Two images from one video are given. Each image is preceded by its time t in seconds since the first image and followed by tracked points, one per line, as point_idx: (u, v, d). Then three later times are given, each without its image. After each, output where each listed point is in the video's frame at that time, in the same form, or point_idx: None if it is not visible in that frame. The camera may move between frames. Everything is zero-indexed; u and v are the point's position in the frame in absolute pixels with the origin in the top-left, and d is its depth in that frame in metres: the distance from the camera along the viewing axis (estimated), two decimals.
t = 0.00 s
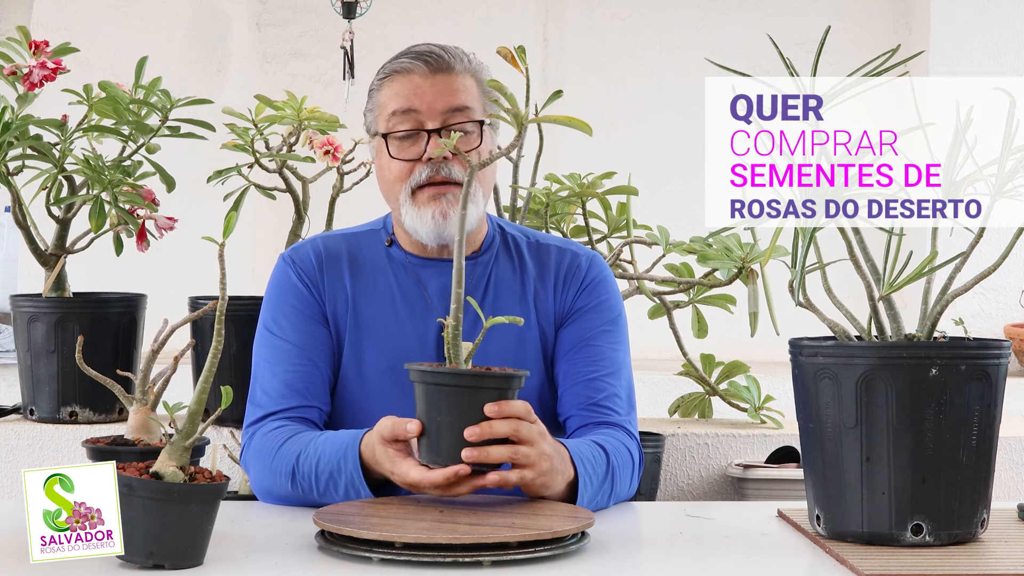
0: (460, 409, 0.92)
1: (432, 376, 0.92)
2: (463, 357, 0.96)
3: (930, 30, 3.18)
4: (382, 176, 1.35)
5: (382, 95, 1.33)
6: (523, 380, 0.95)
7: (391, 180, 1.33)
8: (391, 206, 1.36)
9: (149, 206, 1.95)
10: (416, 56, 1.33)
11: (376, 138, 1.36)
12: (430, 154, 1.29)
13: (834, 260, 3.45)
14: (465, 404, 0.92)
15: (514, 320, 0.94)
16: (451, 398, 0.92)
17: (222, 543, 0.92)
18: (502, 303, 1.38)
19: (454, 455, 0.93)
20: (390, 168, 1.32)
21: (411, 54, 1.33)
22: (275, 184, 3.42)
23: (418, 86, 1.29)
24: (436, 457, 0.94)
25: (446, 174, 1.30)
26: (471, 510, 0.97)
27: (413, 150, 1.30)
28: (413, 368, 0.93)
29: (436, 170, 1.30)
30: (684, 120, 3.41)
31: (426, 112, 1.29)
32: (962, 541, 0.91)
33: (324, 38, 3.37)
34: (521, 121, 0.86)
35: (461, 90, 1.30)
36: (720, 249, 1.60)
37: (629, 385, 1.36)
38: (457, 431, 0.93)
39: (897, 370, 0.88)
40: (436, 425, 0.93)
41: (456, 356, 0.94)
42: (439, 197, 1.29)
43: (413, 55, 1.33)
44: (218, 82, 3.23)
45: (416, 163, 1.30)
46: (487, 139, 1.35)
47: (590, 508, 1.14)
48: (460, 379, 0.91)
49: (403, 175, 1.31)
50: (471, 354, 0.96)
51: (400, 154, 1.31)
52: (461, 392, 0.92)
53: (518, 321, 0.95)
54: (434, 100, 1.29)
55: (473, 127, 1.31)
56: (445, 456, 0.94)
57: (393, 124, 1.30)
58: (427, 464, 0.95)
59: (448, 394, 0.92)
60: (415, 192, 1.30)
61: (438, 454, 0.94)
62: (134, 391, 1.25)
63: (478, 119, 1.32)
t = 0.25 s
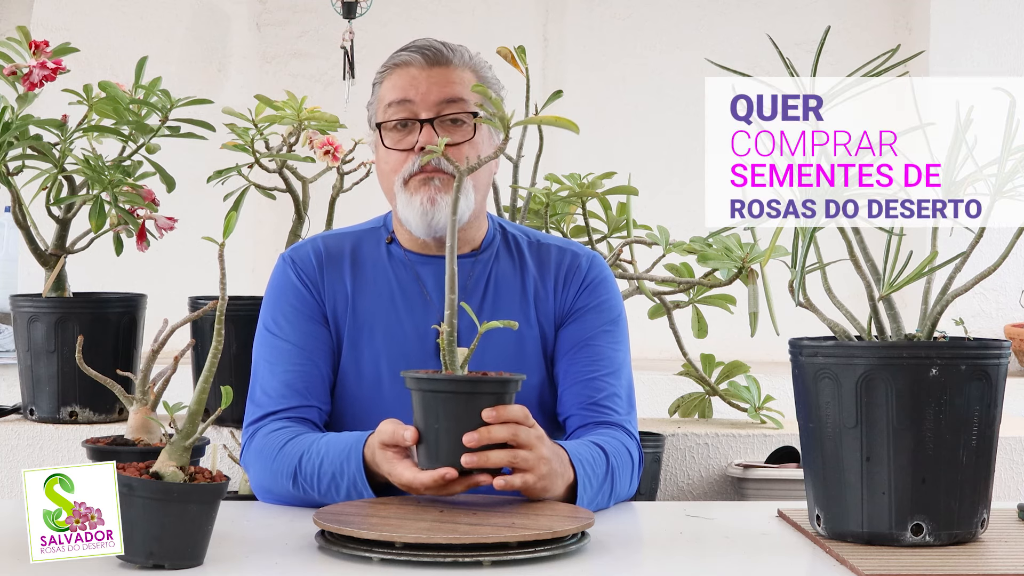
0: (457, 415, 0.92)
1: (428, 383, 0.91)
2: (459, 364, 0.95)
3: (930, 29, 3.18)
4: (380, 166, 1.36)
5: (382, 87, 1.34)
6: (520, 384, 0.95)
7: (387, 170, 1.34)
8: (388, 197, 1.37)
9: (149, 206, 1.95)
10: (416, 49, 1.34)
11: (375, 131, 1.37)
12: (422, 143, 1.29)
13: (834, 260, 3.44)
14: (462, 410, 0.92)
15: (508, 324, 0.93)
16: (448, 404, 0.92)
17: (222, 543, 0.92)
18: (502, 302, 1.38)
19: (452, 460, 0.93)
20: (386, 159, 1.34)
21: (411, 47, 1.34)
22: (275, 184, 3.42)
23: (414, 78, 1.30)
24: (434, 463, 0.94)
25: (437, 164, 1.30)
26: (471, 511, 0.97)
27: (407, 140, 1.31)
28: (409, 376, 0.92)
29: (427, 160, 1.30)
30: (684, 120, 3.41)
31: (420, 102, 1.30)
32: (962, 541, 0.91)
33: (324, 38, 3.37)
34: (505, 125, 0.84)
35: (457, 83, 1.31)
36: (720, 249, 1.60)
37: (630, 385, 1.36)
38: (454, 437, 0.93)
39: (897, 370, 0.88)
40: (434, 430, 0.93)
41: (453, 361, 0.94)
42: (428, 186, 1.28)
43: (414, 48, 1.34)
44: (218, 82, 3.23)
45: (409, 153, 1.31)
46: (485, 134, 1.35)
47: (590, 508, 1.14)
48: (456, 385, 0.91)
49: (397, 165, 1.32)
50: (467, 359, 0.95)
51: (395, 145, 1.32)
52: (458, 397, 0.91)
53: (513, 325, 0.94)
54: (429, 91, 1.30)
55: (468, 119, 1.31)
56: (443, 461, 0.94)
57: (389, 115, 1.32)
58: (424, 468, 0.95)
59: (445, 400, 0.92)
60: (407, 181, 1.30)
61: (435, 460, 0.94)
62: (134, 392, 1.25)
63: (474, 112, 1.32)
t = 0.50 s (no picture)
0: (453, 415, 0.92)
1: (425, 384, 0.91)
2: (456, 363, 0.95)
3: (930, 30, 3.18)
4: (379, 165, 1.36)
5: (382, 86, 1.34)
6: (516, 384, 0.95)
7: (386, 169, 1.34)
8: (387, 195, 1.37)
9: (149, 206, 1.95)
10: (416, 48, 1.34)
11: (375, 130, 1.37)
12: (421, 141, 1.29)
13: (834, 260, 3.44)
14: (459, 410, 0.92)
15: (505, 323, 0.92)
16: (446, 404, 0.91)
17: (222, 542, 0.92)
18: (502, 302, 1.38)
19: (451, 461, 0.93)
20: (385, 158, 1.33)
21: (411, 45, 1.34)
22: (275, 184, 3.42)
23: (414, 76, 1.30)
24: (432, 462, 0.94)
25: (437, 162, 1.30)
26: (471, 510, 0.97)
27: (406, 138, 1.31)
28: (406, 377, 0.92)
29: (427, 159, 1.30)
30: (684, 120, 3.41)
31: (419, 101, 1.30)
32: (962, 541, 0.91)
33: (324, 38, 3.37)
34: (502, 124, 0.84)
35: (456, 81, 1.31)
36: (720, 249, 1.60)
37: (630, 385, 1.36)
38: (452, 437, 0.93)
39: (897, 370, 0.88)
40: (432, 432, 0.93)
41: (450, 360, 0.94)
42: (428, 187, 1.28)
43: (413, 47, 1.34)
44: (218, 82, 3.23)
45: (408, 151, 1.31)
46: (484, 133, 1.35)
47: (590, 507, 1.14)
48: (453, 385, 0.91)
49: (396, 163, 1.32)
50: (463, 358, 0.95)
51: (395, 142, 1.32)
52: (455, 397, 0.91)
53: (511, 325, 0.93)
54: (428, 89, 1.30)
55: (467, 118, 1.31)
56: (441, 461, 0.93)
57: (388, 113, 1.32)
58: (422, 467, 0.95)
59: (442, 400, 0.92)
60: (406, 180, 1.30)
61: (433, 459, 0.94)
62: (134, 391, 1.25)
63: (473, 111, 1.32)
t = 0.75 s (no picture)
0: (454, 427, 0.92)
1: (427, 396, 0.91)
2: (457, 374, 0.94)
3: (930, 29, 3.18)
4: (379, 165, 1.36)
5: (382, 86, 1.34)
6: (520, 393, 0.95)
7: (386, 169, 1.34)
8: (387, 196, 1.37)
9: (149, 206, 1.95)
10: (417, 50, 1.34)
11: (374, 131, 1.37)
12: (421, 141, 1.29)
13: (834, 260, 3.45)
14: (459, 423, 0.92)
15: (509, 336, 0.90)
16: (447, 417, 0.91)
17: (222, 542, 0.92)
18: (502, 302, 1.38)
19: (451, 472, 0.94)
20: (385, 158, 1.33)
21: (412, 46, 1.34)
22: (275, 184, 3.42)
23: (415, 77, 1.31)
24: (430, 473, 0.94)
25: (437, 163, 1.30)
26: (471, 510, 0.97)
27: (406, 139, 1.31)
28: (408, 389, 0.92)
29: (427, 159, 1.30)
30: (684, 120, 3.41)
31: (420, 101, 1.30)
32: (962, 541, 0.91)
33: (324, 38, 3.37)
34: (513, 136, 0.83)
35: (457, 82, 1.31)
36: (720, 249, 1.60)
37: (630, 385, 1.36)
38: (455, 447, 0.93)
39: (897, 370, 0.88)
40: (433, 443, 0.93)
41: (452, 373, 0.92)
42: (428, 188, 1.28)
43: (414, 48, 1.34)
44: (218, 82, 3.23)
45: (408, 151, 1.31)
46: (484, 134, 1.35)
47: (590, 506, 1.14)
48: (455, 398, 0.91)
49: (396, 163, 1.31)
50: (465, 369, 0.94)
51: (394, 143, 1.31)
52: (457, 410, 0.91)
53: (513, 337, 0.91)
54: (428, 90, 1.30)
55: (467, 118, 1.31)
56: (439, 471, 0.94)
57: (388, 113, 1.32)
58: (421, 477, 0.95)
59: (444, 412, 0.91)
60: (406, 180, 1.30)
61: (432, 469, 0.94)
62: (134, 391, 1.25)
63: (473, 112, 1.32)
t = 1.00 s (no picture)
0: (456, 413, 0.92)
1: (429, 381, 0.91)
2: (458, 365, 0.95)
3: (930, 30, 3.18)
4: (380, 165, 1.36)
5: (384, 86, 1.35)
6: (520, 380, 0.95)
7: (387, 168, 1.34)
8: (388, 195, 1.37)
9: (149, 206, 1.95)
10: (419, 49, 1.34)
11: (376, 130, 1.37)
12: (421, 141, 1.29)
13: (834, 260, 3.45)
14: (461, 408, 0.92)
15: (508, 325, 0.92)
16: (448, 402, 0.91)
17: (222, 543, 0.92)
18: (502, 302, 1.38)
19: (454, 459, 0.93)
20: (386, 157, 1.33)
21: (414, 46, 1.34)
22: (275, 184, 3.42)
23: (416, 76, 1.31)
24: (435, 463, 0.93)
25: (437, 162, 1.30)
26: (471, 510, 0.97)
27: (407, 138, 1.31)
28: (408, 374, 0.91)
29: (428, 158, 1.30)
30: (684, 120, 3.41)
31: (421, 100, 1.30)
32: (962, 541, 0.91)
33: (324, 38, 3.36)
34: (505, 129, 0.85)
35: (458, 81, 1.31)
36: (720, 249, 1.60)
37: (631, 386, 1.36)
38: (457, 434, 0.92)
39: (897, 370, 0.88)
40: (434, 430, 0.93)
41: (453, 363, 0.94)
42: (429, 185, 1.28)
43: (415, 47, 1.34)
44: (218, 82, 3.23)
45: (409, 151, 1.31)
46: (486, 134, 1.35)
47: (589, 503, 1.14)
48: (456, 383, 0.91)
49: (397, 163, 1.32)
50: (466, 359, 0.95)
51: (395, 142, 1.32)
52: (458, 395, 0.91)
53: (514, 326, 0.92)
54: (430, 89, 1.30)
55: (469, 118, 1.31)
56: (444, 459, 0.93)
57: (389, 113, 1.32)
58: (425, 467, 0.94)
59: (445, 398, 0.91)
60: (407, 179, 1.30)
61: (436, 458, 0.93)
62: (134, 391, 1.25)
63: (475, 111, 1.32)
